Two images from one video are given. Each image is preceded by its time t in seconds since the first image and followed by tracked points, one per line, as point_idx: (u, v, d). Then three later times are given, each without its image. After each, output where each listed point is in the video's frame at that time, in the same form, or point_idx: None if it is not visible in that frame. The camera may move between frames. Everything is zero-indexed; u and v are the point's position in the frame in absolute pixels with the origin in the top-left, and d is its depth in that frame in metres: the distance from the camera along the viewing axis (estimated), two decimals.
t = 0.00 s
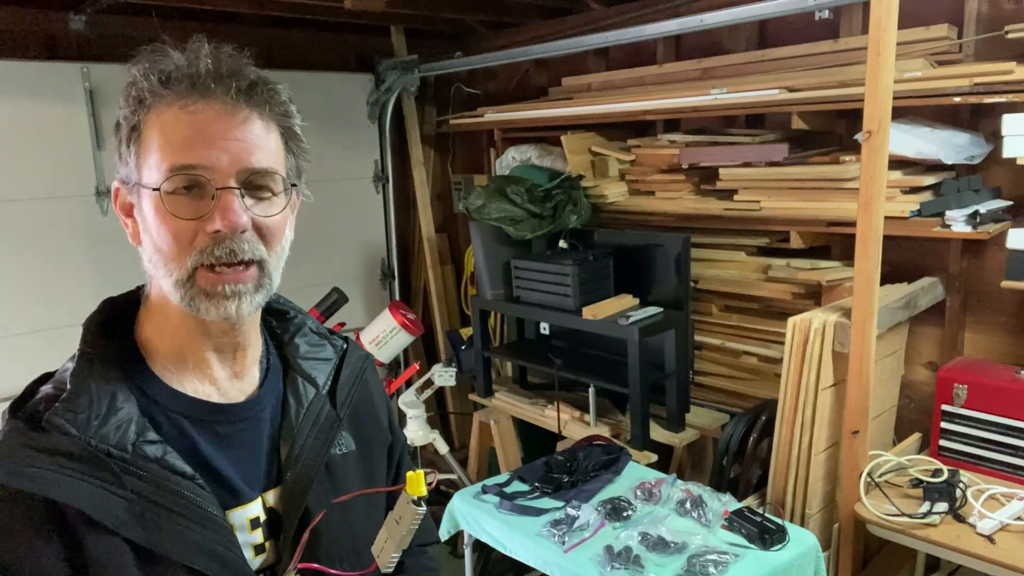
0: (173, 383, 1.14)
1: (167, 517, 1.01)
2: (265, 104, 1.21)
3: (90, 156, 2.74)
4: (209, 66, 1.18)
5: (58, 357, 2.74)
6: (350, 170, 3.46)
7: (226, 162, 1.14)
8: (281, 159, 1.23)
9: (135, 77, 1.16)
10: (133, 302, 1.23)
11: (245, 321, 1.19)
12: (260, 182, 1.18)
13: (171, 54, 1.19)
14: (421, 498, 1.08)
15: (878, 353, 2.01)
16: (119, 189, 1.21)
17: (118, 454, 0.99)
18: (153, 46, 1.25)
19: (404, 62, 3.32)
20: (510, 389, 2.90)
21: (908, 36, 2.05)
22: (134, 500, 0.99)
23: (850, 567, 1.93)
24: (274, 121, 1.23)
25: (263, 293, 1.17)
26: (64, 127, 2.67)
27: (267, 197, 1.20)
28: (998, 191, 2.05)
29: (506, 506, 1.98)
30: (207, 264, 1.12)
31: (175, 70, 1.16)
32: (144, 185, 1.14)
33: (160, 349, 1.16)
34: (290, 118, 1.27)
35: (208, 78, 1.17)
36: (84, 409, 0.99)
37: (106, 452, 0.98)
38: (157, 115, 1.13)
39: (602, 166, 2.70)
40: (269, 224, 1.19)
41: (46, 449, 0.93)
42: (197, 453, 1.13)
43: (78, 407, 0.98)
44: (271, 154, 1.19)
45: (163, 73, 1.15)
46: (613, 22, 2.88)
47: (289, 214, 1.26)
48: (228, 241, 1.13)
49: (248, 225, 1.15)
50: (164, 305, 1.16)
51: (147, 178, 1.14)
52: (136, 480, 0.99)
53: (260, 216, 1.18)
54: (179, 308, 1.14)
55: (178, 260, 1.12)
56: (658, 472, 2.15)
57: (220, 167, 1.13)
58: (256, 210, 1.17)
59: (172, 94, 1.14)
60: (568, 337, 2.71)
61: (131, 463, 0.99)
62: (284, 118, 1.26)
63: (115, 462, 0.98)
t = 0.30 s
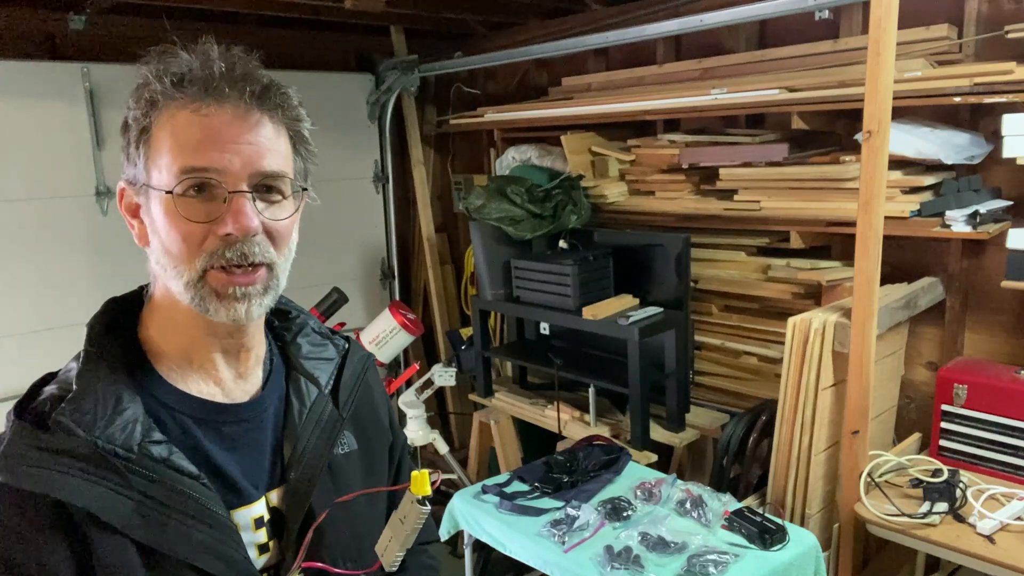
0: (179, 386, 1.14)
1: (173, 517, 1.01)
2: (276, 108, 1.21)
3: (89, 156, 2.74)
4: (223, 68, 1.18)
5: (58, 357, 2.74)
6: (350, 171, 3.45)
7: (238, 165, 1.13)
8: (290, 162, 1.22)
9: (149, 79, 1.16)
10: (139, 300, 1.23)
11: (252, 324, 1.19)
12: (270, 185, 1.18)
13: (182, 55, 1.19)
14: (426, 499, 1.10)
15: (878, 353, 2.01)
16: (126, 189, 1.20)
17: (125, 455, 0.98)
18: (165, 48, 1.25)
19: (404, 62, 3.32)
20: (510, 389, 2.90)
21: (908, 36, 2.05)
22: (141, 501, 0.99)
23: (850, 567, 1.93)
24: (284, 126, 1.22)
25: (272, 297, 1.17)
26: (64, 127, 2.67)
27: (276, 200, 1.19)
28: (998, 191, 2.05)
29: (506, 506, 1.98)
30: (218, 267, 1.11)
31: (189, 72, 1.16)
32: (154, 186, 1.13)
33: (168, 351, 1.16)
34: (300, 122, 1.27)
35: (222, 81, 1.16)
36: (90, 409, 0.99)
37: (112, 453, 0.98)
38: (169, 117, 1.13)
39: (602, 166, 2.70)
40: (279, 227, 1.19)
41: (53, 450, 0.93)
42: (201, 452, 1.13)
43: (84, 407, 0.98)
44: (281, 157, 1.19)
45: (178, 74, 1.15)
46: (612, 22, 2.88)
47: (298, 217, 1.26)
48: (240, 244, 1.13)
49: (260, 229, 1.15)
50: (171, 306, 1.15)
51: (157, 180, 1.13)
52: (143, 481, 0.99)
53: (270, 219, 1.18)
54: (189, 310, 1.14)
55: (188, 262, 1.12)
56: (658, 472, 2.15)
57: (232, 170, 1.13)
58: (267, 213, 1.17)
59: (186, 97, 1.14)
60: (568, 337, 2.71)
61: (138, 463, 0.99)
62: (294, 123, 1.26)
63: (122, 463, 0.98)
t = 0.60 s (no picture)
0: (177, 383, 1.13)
1: (174, 513, 1.02)
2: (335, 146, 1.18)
3: (89, 156, 2.74)
4: (296, 105, 1.13)
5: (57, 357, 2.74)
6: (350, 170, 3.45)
7: (303, 198, 1.08)
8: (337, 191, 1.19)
9: (221, 100, 1.08)
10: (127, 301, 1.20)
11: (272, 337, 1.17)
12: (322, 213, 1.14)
13: (220, 74, 1.11)
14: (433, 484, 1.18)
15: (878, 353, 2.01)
16: (146, 188, 1.07)
17: (124, 453, 0.99)
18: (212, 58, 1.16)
19: (404, 62, 3.32)
20: (510, 389, 2.90)
21: (908, 36, 2.05)
22: (142, 497, 1.00)
23: (850, 567, 1.93)
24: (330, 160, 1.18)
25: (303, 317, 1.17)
26: (64, 127, 2.67)
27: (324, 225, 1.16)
28: (998, 191, 2.05)
29: (506, 506, 1.98)
30: (266, 289, 1.09)
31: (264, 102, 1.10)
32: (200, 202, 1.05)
33: (167, 351, 1.13)
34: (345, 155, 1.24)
35: (295, 118, 1.12)
36: (87, 409, 0.98)
37: (112, 451, 0.98)
38: (239, 142, 1.06)
39: (602, 166, 2.70)
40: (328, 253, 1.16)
41: (53, 450, 0.93)
42: (198, 448, 1.13)
43: (80, 407, 0.98)
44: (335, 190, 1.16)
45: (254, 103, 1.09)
46: (613, 22, 2.88)
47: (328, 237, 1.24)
48: (294, 271, 1.10)
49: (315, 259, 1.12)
50: (196, 316, 1.11)
51: (215, 200, 1.05)
52: (143, 477, 1.00)
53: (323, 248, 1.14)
54: (217, 323, 1.11)
55: (236, 283, 1.07)
56: (658, 472, 2.15)
57: (297, 203, 1.07)
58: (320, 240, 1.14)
59: (264, 128, 1.07)
60: (568, 336, 2.71)
61: (136, 460, 1.00)
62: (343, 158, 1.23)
63: (121, 460, 0.98)
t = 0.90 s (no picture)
0: (192, 386, 1.13)
1: (186, 508, 1.02)
2: (365, 193, 1.17)
3: (89, 156, 2.74)
4: (338, 155, 1.11)
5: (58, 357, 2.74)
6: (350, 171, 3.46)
7: (323, 241, 1.09)
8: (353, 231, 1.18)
9: (267, 137, 1.06)
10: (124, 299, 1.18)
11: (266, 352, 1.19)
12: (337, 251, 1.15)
13: (265, 106, 1.09)
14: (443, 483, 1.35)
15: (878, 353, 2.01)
16: (168, 198, 1.06)
17: (134, 449, 0.99)
18: (270, 93, 1.13)
19: (404, 62, 3.33)
20: (510, 389, 2.90)
21: (908, 36, 2.05)
22: (153, 493, 0.99)
23: (850, 567, 1.94)
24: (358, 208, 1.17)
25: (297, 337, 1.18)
26: (64, 127, 2.67)
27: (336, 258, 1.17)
28: (998, 191, 2.05)
29: (506, 506, 1.98)
30: (273, 315, 1.11)
31: (311, 151, 1.08)
32: (218, 223, 1.05)
33: (173, 353, 1.13)
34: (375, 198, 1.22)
35: (335, 168, 1.10)
36: (95, 406, 0.98)
37: (122, 447, 0.98)
38: (276, 181, 1.05)
39: (602, 166, 2.71)
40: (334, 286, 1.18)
41: (64, 447, 0.93)
42: (205, 443, 1.13)
43: (89, 404, 0.98)
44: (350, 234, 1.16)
45: (302, 151, 1.07)
46: (613, 22, 2.88)
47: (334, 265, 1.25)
48: (297, 304, 1.11)
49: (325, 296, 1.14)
50: (196, 329, 1.11)
51: (239, 228, 1.05)
52: (154, 473, 1.00)
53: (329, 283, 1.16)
54: (216, 337, 1.11)
55: (244, 307, 1.08)
56: (658, 472, 2.15)
57: (316, 245, 1.08)
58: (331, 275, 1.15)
59: (304, 175, 1.06)
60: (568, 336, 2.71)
61: (147, 455, 1.00)
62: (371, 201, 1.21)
63: (133, 456, 0.98)
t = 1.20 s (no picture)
0: (195, 387, 1.13)
1: (194, 505, 1.01)
2: (372, 204, 1.17)
3: (89, 156, 2.74)
4: (349, 168, 1.12)
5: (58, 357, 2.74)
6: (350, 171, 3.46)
7: (327, 250, 1.10)
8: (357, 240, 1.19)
9: (280, 147, 1.06)
10: (123, 300, 1.18)
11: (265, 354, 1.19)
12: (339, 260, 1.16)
13: (279, 116, 1.08)
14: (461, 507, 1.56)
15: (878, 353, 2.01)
16: (177, 201, 1.07)
17: (141, 448, 0.99)
18: (286, 103, 1.12)
19: (403, 62, 3.32)
20: (510, 389, 2.90)
21: (908, 36, 2.05)
22: (162, 492, 0.99)
23: (850, 567, 1.94)
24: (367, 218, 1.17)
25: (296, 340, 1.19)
26: (64, 127, 2.67)
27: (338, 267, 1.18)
28: (998, 191, 2.05)
29: (506, 506, 1.98)
30: (273, 321, 1.11)
31: (323, 164, 1.08)
32: (224, 227, 1.06)
33: (176, 355, 1.12)
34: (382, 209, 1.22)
35: (346, 181, 1.10)
36: (101, 407, 0.98)
37: (129, 448, 0.98)
38: (286, 190, 1.05)
39: (602, 166, 2.71)
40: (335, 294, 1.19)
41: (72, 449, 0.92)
42: (209, 441, 1.13)
43: (94, 405, 0.97)
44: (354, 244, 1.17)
45: (315, 165, 1.07)
46: (613, 22, 2.88)
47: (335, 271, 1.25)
48: (296, 310, 1.12)
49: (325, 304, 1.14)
50: (198, 331, 1.11)
51: (245, 233, 1.06)
52: (161, 473, 1.00)
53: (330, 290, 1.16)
54: (216, 340, 1.11)
55: (244, 310, 1.08)
56: (658, 472, 2.15)
57: (320, 253, 1.09)
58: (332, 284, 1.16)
59: (314, 187, 1.06)
60: (566, 336, 2.72)
61: (153, 454, 1.00)
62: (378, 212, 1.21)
63: (141, 455, 0.98)
